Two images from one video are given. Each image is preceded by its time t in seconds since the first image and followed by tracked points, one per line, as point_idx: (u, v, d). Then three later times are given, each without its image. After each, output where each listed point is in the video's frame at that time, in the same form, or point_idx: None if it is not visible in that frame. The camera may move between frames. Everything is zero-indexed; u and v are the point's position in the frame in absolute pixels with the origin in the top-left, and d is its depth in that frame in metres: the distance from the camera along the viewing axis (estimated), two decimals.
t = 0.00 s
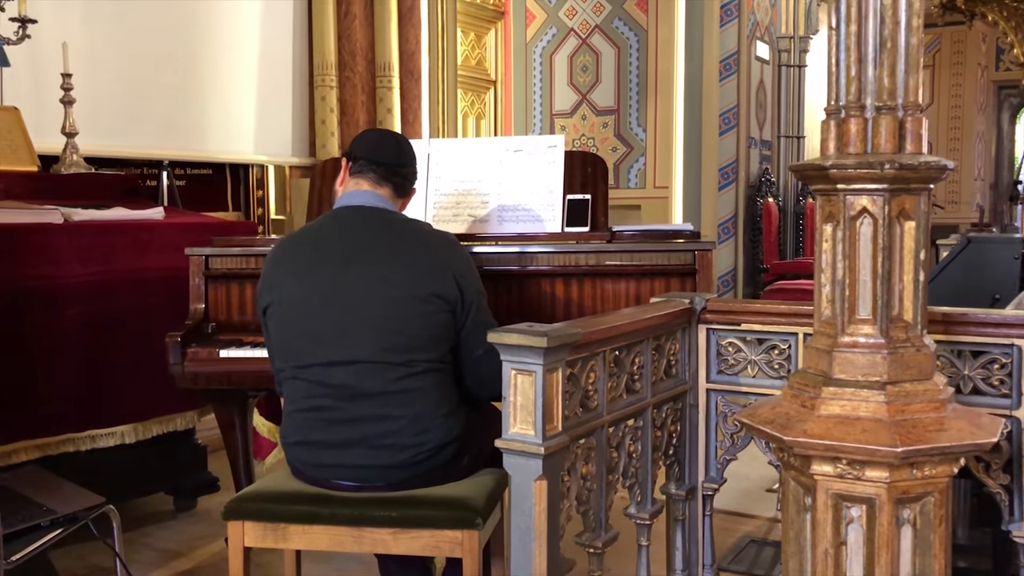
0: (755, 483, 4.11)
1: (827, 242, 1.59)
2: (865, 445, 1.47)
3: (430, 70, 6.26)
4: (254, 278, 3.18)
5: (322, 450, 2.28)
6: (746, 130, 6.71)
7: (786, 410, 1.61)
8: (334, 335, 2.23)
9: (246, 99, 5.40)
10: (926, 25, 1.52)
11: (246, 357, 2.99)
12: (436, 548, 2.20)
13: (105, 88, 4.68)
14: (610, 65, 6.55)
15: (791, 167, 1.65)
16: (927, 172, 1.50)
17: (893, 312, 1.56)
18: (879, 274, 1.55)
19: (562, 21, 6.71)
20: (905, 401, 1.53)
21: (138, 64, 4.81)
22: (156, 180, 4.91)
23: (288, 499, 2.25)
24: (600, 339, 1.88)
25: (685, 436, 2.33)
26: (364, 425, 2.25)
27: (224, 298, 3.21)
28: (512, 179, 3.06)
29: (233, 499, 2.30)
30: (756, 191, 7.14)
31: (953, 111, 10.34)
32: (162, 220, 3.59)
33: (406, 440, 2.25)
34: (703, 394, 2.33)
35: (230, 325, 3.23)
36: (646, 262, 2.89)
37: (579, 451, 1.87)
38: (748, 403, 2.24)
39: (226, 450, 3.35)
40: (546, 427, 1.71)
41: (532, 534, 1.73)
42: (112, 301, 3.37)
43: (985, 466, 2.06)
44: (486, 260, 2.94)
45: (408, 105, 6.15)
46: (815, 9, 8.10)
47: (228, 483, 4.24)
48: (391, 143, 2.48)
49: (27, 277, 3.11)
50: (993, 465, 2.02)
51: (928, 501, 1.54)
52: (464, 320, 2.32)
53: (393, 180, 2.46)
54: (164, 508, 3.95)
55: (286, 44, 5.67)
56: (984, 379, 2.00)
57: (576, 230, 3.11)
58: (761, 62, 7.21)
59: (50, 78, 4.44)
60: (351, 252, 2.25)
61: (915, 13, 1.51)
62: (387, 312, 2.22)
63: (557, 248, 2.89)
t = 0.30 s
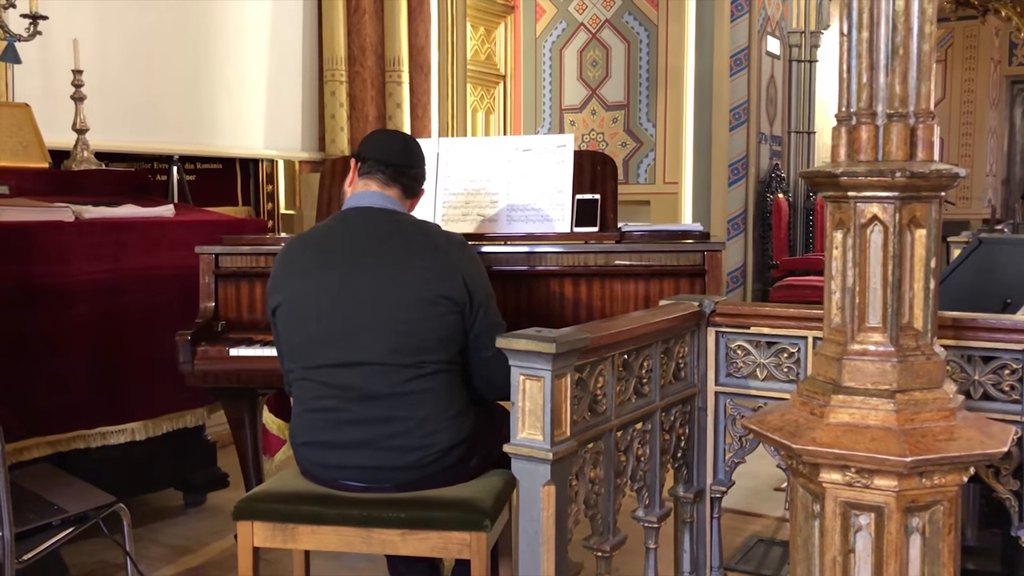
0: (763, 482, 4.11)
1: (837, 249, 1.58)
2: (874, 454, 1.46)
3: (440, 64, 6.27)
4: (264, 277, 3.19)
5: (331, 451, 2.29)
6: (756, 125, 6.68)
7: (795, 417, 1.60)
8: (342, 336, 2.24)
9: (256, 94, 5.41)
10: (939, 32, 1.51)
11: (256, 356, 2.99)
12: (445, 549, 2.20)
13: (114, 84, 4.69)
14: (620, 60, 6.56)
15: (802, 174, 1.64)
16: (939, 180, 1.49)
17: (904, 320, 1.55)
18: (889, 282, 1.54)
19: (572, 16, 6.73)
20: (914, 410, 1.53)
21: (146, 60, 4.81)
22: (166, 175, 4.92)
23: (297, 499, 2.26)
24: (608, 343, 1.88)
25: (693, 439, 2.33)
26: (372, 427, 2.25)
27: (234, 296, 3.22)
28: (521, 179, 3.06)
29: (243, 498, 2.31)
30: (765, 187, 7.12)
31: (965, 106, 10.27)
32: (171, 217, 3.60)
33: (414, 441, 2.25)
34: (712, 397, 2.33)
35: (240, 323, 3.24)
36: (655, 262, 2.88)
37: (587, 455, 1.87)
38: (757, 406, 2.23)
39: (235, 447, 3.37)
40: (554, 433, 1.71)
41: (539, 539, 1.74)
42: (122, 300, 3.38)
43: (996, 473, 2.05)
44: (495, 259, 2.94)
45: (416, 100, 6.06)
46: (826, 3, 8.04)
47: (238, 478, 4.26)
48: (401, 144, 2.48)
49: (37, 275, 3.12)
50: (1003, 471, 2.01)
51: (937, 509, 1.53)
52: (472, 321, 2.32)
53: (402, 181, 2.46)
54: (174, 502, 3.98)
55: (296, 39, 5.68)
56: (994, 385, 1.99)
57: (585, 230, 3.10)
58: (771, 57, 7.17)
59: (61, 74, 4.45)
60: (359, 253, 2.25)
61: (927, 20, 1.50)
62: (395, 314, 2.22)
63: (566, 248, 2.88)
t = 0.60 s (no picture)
0: (767, 486, 4.11)
1: (842, 262, 1.58)
2: (878, 469, 1.46)
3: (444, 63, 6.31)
4: (269, 280, 3.19)
5: (335, 457, 2.29)
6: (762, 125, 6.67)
7: (799, 429, 1.60)
8: (347, 342, 2.24)
9: (262, 94, 5.42)
10: (946, 45, 1.50)
11: (259, 359, 2.99)
12: (448, 556, 2.20)
13: (121, 85, 4.69)
14: (625, 60, 6.51)
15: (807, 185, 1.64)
16: (944, 194, 1.49)
17: (908, 333, 1.55)
18: (894, 295, 1.54)
19: (578, 15, 6.68)
20: (919, 423, 1.52)
21: (153, 60, 4.81)
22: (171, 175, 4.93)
23: (301, 505, 2.26)
24: (613, 352, 1.88)
25: (697, 447, 2.33)
26: (376, 433, 2.26)
27: (239, 299, 3.23)
28: (525, 183, 3.06)
29: (247, 504, 2.31)
30: (771, 187, 7.11)
31: (972, 107, 10.24)
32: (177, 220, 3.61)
33: (418, 447, 2.26)
34: (716, 404, 2.33)
35: (244, 326, 3.25)
36: (660, 267, 2.88)
37: (591, 465, 1.87)
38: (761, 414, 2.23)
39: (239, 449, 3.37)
40: (558, 443, 1.71)
41: (542, 549, 1.74)
42: (127, 302, 3.39)
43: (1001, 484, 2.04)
44: (499, 263, 2.94)
45: (422, 99, 6.20)
46: (833, 3, 8.01)
47: (242, 479, 4.27)
48: (405, 150, 2.48)
49: (43, 278, 3.12)
50: (1008, 482, 2.00)
51: (941, 523, 1.53)
52: (476, 327, 2.32)
53: (407, 187, 2.46)
54: (178, 504, 3.99)
55: (302, 39, 5.69)
56: (999, 395, 1.99)
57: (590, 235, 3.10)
58: (778, 57, 7.15)
59: (68, 75, 4.46)
60: (363, 259, 2.25)
61: (934, 32, 1.50)
62: (399, 320, 2.22)
63: (571, 253, 2.89)
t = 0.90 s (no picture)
0: (770, 490, 4.10)
1: (846, 273, 1.57)
2: (882, 482, 1.46)
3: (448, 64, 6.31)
4: (272, 285, 3.19)
5: (337, 465, 2.29)
6: (766, 127, 6.66)
7: (802, 442, 1.60)
8: (350, 350, 2.24)
9: (266, 96, 5.42)
10: (950, 56, 1.49)
11: (263, 365, 3.00)
12: (451, 565, 2.20)
13: (125, 87, 4.69)
14: (630, 62, 6.53)
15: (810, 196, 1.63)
16: (949, 207, 1.48)
17: (913, 345, 1.54)
18: (898, 308, 1.53)
19: (582, 17, 6.69)
20: (923, 437, 1.52)
21: (156, 62, 4.81)
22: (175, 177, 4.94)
23: (303, 513, 2.26)
24: (616, 362, 1.87)
25: (700, 455, 2.33)
26: (379, 440, 2.25)
27: (242, 305, 3.23)
28: (529, 188, 3.06)
29: (249, 512, 2.31)
30: (775, 189, 7.10)
31: (977, 108, 10.22)
32: (181, 224, 3.62)
33: (421, 456, 2.25)
34: (719, 413, 2.32)
35: (248, 332, 3.24)
36: (663, 273, 2.87)
37: (594, 475, 1.86)
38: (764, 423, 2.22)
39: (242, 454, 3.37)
40: (560, 454, 1.70)
41: (545, 560, 1.74)
42: (131, 307, 3.39)
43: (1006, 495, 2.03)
44: (502, 269, 2.94)
45: (426, 100, 6.17)
46: (837, 5, 8.00)
47: (244, 482, 4.27)
48: (409, 157, 2.47)
49: (46, 283, 3.13)
50: (1013, 493, 2.00)
51: (945, 536, 1.52)
52: (479, 335, 2.32)
53: (410, 195, 2.46)
54: (181, 508, 3.98)
55: (306, 41, 5.69)
56: (1004, 406, 1.98)
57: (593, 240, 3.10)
58: (782, 59, 7.13)
59: (72, 77, 4.46)
60: (367, 267, 2.25)
61: (938, 43, 1.49)
62: (402, 328, 2.22)
63: (574, 259, 2.88)
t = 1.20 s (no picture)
0: (776, 492, 4.09)
1: (853, 281, 1.56)
2: (889, 492, 1.45)
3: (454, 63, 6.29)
4: (277, 287, 3.19)
5: (343, 470, 2.29)
6: (772, 126, 6.65)
7: (809, 449, 1.59)
8: (355, 354, 2.23)
9: (271, 96, 5.43)
10: (958, 63, 1.48)
11: (268, 366, 2.99)
12: (456, 569, 2.20)
13: (130, 87, 4.69)
14: (635, 60, 6.52)
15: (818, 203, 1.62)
16: (957, 214, 1.47)
17: (920, 353, 1.53)
18: (905, 316, 1.52)
19: (588, 15, 6.68)
20: (930, 445, 1.51)
21: (160, 62, 4.81)
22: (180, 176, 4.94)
23: (308, 517, 2.26)
24: (621, 368, 1.86)
25: (705, 460, 2.32)
26: (384, 445, 2.26)
27: (247, 306, 3.23)
28: (534, 190, 3.05)
29: (255, 515, 2.31)
30: (781, 187, 7.08)
31: (985, 105, 10.19)
32: (185, 225, 3.62)
33: (426, 460, 2.25)
34: (725, 417, 2.31)
35: (252, 333, 3.24)
36: (668, 276, 2.86)
37: (599, 481, 1.86)
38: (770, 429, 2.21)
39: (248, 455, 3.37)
40: (565, 461, 1.70)
41: (550, 567, 1.73)
42: (136, 308, 3.40)
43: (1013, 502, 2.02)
44: (508, 271, 2.94)
45: (431, 99, 6.18)
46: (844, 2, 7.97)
47: (250, 482, 4.27)
48: (414, 160, 2.47)
49: (51, 285, 3.13)
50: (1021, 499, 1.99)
51: (953, 545, 1.51)
52: (485, 339, 2.31)
53: (415, 198, 2.45)
54: (187, 508, 3.98)
55: (310, 39, 5.68)
56: (1011, 411, 1.97)
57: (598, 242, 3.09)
58: (788, 57, 7.11)
59: (77, 77, 4.47)
60: (371, 271, 2.24)
61: (946, 50, 1.48)
62: (408, 332, 2.22)
63: (579, 261, 2.88)
